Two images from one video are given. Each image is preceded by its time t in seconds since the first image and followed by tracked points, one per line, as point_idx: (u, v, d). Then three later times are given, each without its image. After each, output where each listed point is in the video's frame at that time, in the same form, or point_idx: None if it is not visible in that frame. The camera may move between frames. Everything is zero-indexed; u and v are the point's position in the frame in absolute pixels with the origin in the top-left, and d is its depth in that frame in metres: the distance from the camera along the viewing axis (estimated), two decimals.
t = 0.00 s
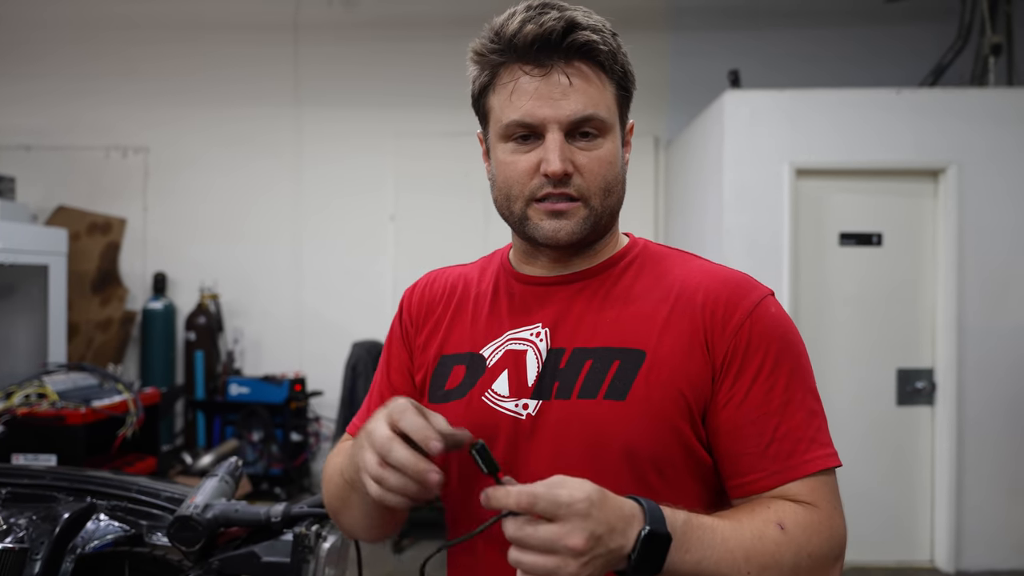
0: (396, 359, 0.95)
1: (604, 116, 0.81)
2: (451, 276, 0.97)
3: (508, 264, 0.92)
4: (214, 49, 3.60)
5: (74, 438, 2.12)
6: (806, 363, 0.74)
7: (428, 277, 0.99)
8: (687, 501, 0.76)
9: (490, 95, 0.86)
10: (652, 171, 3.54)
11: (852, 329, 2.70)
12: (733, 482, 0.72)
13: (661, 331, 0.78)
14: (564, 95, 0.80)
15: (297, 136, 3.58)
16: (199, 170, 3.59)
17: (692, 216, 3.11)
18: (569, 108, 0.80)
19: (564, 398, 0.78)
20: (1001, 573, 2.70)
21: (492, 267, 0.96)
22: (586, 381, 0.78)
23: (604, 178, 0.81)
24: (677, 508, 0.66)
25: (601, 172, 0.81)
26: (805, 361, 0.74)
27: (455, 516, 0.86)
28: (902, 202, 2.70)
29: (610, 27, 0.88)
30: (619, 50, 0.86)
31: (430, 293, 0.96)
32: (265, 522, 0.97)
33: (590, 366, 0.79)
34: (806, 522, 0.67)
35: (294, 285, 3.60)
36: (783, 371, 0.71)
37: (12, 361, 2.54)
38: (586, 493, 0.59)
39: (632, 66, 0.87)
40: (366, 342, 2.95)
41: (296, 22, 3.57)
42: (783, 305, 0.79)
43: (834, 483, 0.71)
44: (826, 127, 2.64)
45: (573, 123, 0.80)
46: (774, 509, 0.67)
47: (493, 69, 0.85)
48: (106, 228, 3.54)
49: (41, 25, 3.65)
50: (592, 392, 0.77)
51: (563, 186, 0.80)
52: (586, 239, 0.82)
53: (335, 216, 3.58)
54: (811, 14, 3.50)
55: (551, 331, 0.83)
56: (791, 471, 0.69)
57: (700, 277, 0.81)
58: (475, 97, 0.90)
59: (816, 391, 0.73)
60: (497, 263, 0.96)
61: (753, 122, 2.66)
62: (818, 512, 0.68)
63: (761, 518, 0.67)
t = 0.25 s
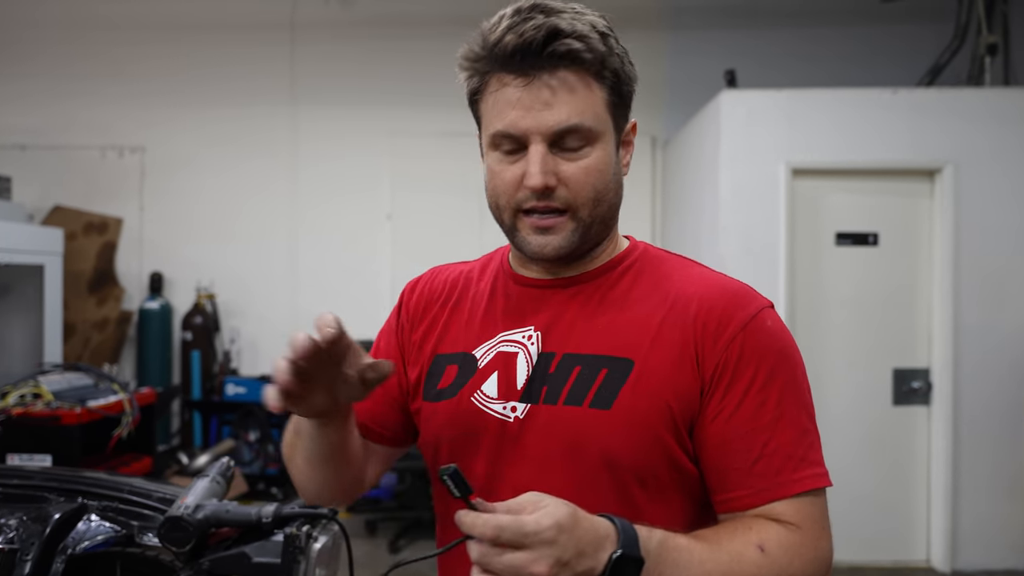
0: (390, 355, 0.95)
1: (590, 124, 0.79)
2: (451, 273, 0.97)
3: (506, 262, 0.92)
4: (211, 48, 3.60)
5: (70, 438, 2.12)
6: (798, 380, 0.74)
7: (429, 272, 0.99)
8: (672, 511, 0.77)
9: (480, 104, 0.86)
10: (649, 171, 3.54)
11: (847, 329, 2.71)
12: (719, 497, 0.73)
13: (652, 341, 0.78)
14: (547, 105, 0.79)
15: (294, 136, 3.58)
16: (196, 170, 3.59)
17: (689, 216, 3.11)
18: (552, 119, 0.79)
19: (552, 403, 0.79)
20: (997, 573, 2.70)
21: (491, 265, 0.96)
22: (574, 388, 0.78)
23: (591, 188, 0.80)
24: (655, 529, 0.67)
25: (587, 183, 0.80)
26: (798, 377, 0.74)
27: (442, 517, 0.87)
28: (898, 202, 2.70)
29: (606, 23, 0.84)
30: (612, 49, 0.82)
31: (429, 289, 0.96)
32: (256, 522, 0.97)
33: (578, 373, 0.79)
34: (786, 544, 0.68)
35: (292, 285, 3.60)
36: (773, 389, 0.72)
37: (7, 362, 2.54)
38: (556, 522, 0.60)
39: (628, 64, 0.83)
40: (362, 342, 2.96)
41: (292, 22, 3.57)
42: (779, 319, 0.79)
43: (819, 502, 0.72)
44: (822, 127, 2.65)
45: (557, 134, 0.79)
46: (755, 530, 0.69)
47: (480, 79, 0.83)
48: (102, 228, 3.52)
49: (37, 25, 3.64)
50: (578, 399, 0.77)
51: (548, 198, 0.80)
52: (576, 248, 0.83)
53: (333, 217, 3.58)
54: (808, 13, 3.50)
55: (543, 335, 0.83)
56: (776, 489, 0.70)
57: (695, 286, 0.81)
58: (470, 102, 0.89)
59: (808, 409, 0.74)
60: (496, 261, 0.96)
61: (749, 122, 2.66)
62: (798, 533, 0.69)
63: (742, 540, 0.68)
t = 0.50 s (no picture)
0: (389, 349, 0.96)
1: (540, 183, 0.72)
2: (458, 270, 0.97)
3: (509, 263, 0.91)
4: (207, 49, 3.60)
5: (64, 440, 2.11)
6: (788, 417, 0.72)
7: (440, 264, 1.00)
8: (647, 534, 0.77)
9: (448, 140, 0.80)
10: (645, 170, 3.54)
11: (842, 329, 2.71)
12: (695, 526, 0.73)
13: (638, 364, 0.76)
14: (491, 164, 0.72)
15: (290, 137, 3.58)
16: (192, 170, 3.58)
17: (685, 215, 3.11)
18: (497, 177, 0.72)
19: (534, 418, 0.78)
20: (992, 573, 2.71)
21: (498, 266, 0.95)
22: (555, 406, 0.77)
23: (544, 243, 0.75)
24: (622, 556, 0.67)
25: (537, 238, 0.75)
26: (788, 413, 0.72)
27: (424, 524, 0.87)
28: (893, 202, 2.71)
29: (579, 56, 0.71)
30: (578, 93, 0.71)
31: (434, 284, 0.96)
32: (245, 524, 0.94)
33: (561, 391, 0.77)
34: None
35: (289, 285, 3.59)
36: (758, 427, 0.70)
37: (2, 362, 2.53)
38: (503, 542, 0.59)
39: (600, 106, 0.72)
40: (358, 343, 2.95)
41: (289, 22, 3.57)
42: (778, 349, 0.75)
43: (798, 543, 0.71)
44: (818, 128, 2.66)
45: (503, 191, 0.73)
46: (728, 564, 0.68)
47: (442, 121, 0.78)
48: (98, 228, 3.52)
49: (33, 25, 3.63)
50: (559, 418, 0.76)
51: (499, 248, 0.77)
52: (536, 284, 0.80)
53: (329, 217, 3.58)
54: (805, 14, 3.51)
55: (532, 347, 0.82)
56: (751, 528, 0.69)
57: (690, 308, 0.77)
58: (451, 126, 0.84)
59: (797, 448, 0.71)
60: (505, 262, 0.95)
61: (745, 122, 2.66)
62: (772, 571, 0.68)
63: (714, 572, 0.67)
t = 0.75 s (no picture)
0: (389, 354, 0.96)
1: (524, 201, 0.71)
2: (456, 273, 0.96)
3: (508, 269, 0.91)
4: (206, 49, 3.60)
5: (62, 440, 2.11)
6: (778, 440, 0.70)
7: (441, 267, 1.00)
8: (633, 551, 0.76)
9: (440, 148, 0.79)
10: (645, 170, 3.54)
11: (841, 329, 2.71)
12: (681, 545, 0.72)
13: (628, 381, 0.74)
14: (476, 181, 0.71)
15: (290, 137, 3.58)
16: (191, 171, 3.59)
17: (684, 215, 3.11)
18: (482, 194, 0.71)
19: (523, 430, 0.77)
20: (991, 572, 2.71)
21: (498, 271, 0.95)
22: (544, 419, 0.76)
23: (530, 258, 0.75)
24: None
25: (523, 254, 0.74)
26: (779, 436, 0.70)
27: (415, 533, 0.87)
28: (891, 201, 2.70)
29: (567, 70, 0.69)
30: (565, 110, 0.69)
31: (432, 287, 0.96)
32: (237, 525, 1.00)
33: (549, 404, 0.77)
34: None
35: (288, 284, 3.59)
36: (746, 450, 0.69)
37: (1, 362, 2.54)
38: (461, 569, 0.61)
39: (588, 121, 0.70)
40: (357, 343, 2.96)
41: (288, 23, 3.57)
42: (773, 368, 0.73)
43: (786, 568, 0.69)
44: (816, 127, 2.65)
45: (488, 208, 0.72)
46: None
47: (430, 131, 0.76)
48: (98, 228, 3.52)
49: (32, 25, 3.63)
50: (546, 432, 0.75)
51: (488, 259, 0.77)
52: (525, 293, 0.80)
53: (329, 217, 3.58)
54: (804, 13, 3.51)
55: (523, 356, 0.82)
56: (736, 552, 0.68)
57: (683, 324, 0.76)
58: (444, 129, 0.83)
59: (787, 471, 0.70)
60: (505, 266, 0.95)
61: (743, 122, 2.66)
62: None
63: None
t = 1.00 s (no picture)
0: (387, 346, 0.96)
1: (519, 185, 0.70)
2: (451, 263, 0.95)
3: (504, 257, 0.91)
4: (211, 40, 3.59)
5: (69, 429, 2.13)
6: (784, 418, 0.69)
7: (434, 257, 0.99)
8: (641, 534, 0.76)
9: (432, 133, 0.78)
10: (652, 161, 3.51)
11: (848, 320, 2.69)
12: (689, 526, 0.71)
13: (630, 365, 0.74)
14: (470, 165, 0.71)
15: (296, 128, 3.57)
16: (197, 162, 3.59)
17: (691, 206, 3.09)
18: (476, 178, 0.71)
19: (525, 417, 0.76)
20: (999, 565, 2.70)
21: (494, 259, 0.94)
22: (546, 405, 0.76)
23: (526, 242, 0.74)
24: (608, 564, 0.66)
25: (519, 238, 0.73)
26: (784, 414, 0.69)
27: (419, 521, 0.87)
28: (900, 192, 2.67)
29: (558, 49, 0.68)
30: (557, 90, 0.68)
31: (427, 278, 0.95)
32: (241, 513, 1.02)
33: (552, 390, 0.76)
34: None
35: (295, 275, 3.60)
36: (751, 429, 0.68)
37: (9, 352, 2.56)
38: (468, 556, 0.60)
39: (581, 100, 0.69)
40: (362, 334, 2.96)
41: (292, 13, 3.55)
42: (775, 347, 0.72)
43: (793, 546, 0.69)
44: (826, 117, 2.62)
45: (482, 192, 0.71)
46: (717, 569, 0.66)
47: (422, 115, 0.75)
48: (105, 219, 3.52)
49: (38, 16, 3.62)
50: (549, 418, 0.75)
51: (483, 245, 0.76)
52: (523, 279, 0.79)
53: (335, 208, 3.58)
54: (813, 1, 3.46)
55: (523, 343, 0.81)
56: (744, 531, 0.67)
57: (685, 306, 0.75)
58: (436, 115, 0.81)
59: (792, 449, 0.69)
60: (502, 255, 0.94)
61: (751, 112, 2.63)
62: None
63: None
